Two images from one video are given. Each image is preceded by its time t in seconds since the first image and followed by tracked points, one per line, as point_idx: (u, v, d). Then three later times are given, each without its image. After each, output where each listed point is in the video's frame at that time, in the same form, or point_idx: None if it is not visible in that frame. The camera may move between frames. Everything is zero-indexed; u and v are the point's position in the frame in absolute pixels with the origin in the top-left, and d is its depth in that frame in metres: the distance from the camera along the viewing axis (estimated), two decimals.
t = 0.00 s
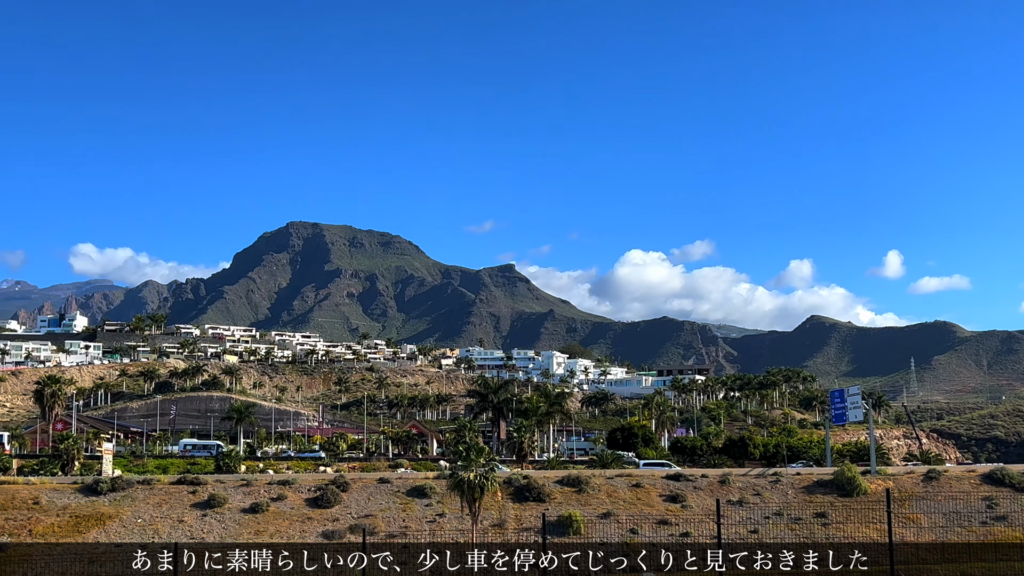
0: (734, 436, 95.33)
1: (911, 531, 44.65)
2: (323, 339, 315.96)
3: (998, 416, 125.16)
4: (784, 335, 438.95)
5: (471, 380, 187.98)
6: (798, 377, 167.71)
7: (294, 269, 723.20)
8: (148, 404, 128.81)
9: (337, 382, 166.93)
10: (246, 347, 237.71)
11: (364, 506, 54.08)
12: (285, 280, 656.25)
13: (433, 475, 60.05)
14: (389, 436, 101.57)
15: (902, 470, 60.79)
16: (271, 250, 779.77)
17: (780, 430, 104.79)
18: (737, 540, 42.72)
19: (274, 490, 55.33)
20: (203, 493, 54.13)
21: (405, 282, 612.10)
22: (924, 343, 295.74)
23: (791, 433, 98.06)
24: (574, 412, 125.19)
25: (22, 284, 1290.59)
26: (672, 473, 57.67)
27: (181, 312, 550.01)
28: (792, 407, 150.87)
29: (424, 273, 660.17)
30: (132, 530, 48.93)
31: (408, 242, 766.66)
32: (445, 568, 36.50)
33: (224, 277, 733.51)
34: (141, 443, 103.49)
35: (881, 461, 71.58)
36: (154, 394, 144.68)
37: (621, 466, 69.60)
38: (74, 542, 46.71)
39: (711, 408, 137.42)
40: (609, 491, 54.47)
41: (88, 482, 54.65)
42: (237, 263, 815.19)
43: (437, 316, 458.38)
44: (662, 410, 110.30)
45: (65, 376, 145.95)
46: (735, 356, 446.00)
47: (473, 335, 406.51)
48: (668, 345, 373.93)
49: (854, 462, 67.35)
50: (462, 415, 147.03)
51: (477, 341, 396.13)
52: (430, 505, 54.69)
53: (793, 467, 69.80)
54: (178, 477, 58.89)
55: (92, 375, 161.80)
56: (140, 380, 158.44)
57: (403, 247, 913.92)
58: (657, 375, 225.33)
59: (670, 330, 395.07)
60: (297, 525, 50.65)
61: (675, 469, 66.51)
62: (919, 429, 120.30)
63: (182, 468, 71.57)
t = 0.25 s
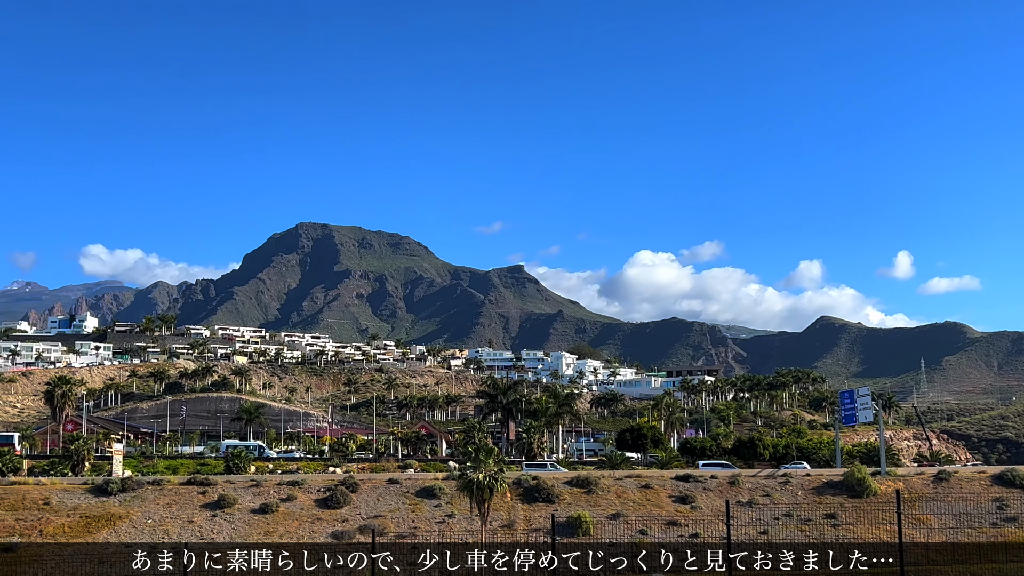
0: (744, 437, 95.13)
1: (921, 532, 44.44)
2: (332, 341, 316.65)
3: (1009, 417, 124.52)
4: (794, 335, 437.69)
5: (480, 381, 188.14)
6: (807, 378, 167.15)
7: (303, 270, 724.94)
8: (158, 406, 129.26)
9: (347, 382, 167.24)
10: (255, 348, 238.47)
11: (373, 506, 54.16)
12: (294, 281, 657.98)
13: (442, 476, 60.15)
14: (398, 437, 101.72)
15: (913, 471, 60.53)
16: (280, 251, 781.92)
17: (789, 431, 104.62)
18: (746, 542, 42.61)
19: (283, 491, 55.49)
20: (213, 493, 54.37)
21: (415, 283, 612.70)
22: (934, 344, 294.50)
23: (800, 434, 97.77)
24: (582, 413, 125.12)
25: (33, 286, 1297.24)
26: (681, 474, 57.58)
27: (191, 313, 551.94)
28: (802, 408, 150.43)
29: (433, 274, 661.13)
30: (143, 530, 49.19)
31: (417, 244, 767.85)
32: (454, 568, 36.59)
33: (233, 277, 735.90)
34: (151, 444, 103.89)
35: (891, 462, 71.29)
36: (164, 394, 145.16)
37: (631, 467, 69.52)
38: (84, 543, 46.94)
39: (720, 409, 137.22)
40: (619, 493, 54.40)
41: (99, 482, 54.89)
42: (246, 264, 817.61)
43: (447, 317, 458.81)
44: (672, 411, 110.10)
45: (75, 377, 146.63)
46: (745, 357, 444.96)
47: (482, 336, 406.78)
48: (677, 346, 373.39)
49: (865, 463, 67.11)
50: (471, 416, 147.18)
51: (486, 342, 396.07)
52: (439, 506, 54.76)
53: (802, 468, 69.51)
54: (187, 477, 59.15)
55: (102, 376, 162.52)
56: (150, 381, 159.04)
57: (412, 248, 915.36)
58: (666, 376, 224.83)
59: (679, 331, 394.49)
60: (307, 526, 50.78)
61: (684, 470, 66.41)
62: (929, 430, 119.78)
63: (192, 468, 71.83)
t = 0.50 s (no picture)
0: (753, 437, 94.83)
1: (932, 532, 44.21)
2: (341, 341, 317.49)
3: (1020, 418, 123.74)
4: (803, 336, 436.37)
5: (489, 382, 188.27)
6: (817, 379, 166.50)
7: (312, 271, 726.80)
8: (168, 406, 129.77)
9: (356, 383, 167.55)
10: (265, 349, 239.23)
11: (383, 507, 54.28)
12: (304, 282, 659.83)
13: (451, 476, 60.19)
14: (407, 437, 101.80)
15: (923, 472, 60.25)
16: (290, 252, 784.08)
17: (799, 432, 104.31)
18: (758, 542, 42.36)
19: (294, 492, 55.63)
20: (223, 493, 54.60)
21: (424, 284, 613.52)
22: (944, 345, 293.09)
23: (810, 435, 97.46)
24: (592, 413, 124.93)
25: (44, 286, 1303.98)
26: (691, 475, 57.40)
27: (201, 314, 554.12)
28: (811, 408, 149.87)
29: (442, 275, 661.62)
30: (153, 530, 49.43)
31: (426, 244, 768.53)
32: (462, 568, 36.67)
33: (243, 278, 738.42)
34: (161, 444, 104.37)
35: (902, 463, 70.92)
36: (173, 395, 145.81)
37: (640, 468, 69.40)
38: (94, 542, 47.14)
39: (730, 410, 136.93)
40: (628, 493, 54.37)
41: (109, 482, 55.17)
42: (256, 265, 820.31)
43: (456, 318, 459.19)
44: (681, 412, 109.76)
45: (86, 377, 147.31)
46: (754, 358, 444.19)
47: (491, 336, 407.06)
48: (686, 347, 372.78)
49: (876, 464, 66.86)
50: (480, 416, 147.26)
51: (495, 342, 396.15)
52: (448, 506, 54.82)
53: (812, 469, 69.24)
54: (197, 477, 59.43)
55: (113, 377, 163.27)
56: (160, 382, 159.62)
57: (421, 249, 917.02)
58: (676, 377, 224.38)
59: (688, 331, 393.63)
60: (317, 526, 50.92)
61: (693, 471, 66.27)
62: (939, 431, 119.27)
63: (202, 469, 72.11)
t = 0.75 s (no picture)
0: (763, 438, 94.57)
1: (942, 533, 44.03)
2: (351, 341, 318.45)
3: None
4: (813, 337, 434.96)
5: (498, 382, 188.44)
6: (827, 379, 166.02)
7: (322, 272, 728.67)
8: (178, 407, 130.24)
9: (365, 383, 167.86)
10: (274, 349, 239.82)
11: (392, 507, 54.37)
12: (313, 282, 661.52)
13: (461, 476, 60.23)
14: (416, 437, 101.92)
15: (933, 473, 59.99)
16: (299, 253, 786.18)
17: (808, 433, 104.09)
18: (767, 543, 42.21)
19: (303, 492, 55.77)
20: (232, 493, 54.76)
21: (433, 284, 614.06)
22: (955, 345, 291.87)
23: (820, 436, 97.18)
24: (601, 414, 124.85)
25: (54, 287, 1309.92)
26: (700, 476, 57.30)
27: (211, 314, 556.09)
28: (821, 409, 149.39)
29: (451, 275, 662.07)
30: (162, 530, 49.60)
31: (435, 244, 769.27)
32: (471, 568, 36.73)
33: (252, 279, 740.58)
34: (171, 444, 104.81)
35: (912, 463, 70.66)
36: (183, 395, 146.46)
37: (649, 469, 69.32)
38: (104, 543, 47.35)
39: (739, 411, 136.73)
40: (638, 494, 54.31)
41: (119, 482, 55.44)
42: (265, 266, 822.77)
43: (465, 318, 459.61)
44: (690, 412, 109.51)
45: (96, 378, 148.06)
46: (764, 358, 443.02)
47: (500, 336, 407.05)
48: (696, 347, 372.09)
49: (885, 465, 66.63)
50: (488, 417, 147.37)
51: (504, 343, 396.20)
52: (457, 506, 54.88)
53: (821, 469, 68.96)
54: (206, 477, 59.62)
55: (122, 377, 164.06)
56: (170, 382, 160.25)
57: (430, 249, 917.92)
58: (685, 377, 224.12)
59: (697, 332, 392.88)
60: (326, 526, 51.04)
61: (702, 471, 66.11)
62: (949, 432, 118.73)
63: (212, 469, 72.35)
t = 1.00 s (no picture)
0: (772, 439, 94.35)
1: (952, 534, 43.83)
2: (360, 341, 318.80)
3: None
4: (823, 337, 433.67)
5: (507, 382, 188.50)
6: (836, 379, 165.53)
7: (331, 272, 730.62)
8: (187, 407, 130.68)
9: (374, 383, 168.15)
10: (283, 349, 240.46)
11: (401, 507, 54.47)
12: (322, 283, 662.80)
13: (469, 477, 60.30)
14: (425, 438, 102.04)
15: (944, 473, 59.58)
16: (308, 253, 788.07)
17: (818, 433, 104.04)
18: (777, 545, 42.07)
19: (311, 492, 55.86)
20: (241, 493, 55.02)
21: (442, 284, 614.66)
22: (965, 346, 290.69)
23: (831, 436, 97.04)
24: (610, 414, 124.65)
25: (65, 287, 1316.61)
26: (709, 476, 57.20)
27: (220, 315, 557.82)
28: (830, 410, 149.00)
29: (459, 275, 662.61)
30: (172, 530, 49.83)
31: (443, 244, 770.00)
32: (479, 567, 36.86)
33: (262, 279, 742.66)
34: (180, 444, 105.19)
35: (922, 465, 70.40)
36: (193, 395, 147.03)
37: (658, 470, 69.26)
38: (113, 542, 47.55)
39: (749, 411, 136.38)
40: (646, 494, 54.25)
41: (129, 482, 55.65)
42: (275, 266, 825.31)
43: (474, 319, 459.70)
44: (699, 413, 109.32)
45: (106, 378, 148.77)
46: (773, 359, 441.97)
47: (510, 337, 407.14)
48: (705, 347, 371.34)
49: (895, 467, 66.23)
50: (497, 417, 147.49)
51: (513, 343, 396.07)
52: (466, 507, 54.93)
53: (831, 470, 68.68)
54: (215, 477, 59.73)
55: (132, 377, 164.81)
56: (179, 382, 160.89)
57: (438, 249, 918.63)
58: (695, 377, 224.21)
59: (706, 332, 392.19)
60: (335, 527, 51.13)
61: (712, 471, 65.98)
62: (959, 433, 118.29)
63: (221, 469, 72.62)
